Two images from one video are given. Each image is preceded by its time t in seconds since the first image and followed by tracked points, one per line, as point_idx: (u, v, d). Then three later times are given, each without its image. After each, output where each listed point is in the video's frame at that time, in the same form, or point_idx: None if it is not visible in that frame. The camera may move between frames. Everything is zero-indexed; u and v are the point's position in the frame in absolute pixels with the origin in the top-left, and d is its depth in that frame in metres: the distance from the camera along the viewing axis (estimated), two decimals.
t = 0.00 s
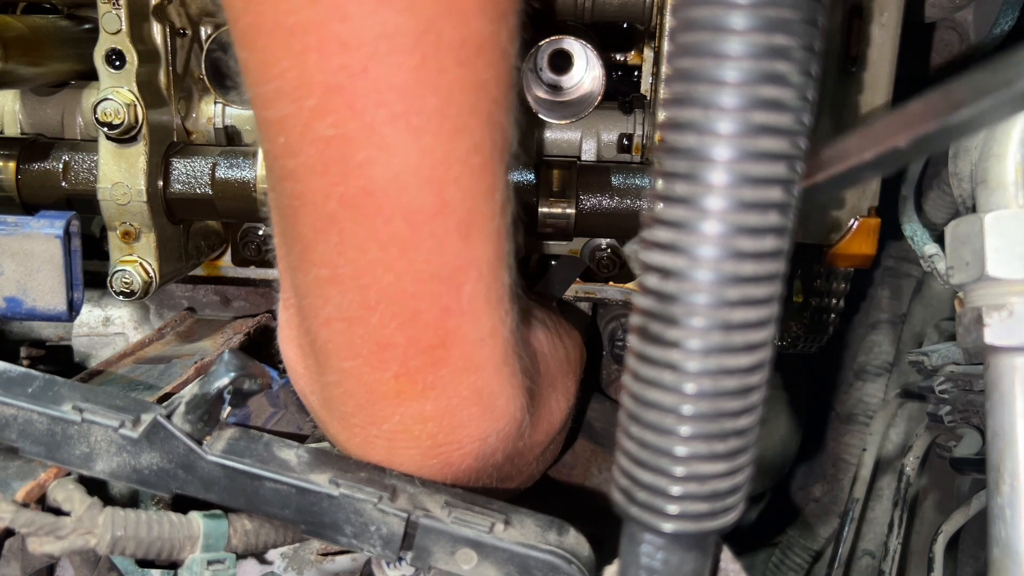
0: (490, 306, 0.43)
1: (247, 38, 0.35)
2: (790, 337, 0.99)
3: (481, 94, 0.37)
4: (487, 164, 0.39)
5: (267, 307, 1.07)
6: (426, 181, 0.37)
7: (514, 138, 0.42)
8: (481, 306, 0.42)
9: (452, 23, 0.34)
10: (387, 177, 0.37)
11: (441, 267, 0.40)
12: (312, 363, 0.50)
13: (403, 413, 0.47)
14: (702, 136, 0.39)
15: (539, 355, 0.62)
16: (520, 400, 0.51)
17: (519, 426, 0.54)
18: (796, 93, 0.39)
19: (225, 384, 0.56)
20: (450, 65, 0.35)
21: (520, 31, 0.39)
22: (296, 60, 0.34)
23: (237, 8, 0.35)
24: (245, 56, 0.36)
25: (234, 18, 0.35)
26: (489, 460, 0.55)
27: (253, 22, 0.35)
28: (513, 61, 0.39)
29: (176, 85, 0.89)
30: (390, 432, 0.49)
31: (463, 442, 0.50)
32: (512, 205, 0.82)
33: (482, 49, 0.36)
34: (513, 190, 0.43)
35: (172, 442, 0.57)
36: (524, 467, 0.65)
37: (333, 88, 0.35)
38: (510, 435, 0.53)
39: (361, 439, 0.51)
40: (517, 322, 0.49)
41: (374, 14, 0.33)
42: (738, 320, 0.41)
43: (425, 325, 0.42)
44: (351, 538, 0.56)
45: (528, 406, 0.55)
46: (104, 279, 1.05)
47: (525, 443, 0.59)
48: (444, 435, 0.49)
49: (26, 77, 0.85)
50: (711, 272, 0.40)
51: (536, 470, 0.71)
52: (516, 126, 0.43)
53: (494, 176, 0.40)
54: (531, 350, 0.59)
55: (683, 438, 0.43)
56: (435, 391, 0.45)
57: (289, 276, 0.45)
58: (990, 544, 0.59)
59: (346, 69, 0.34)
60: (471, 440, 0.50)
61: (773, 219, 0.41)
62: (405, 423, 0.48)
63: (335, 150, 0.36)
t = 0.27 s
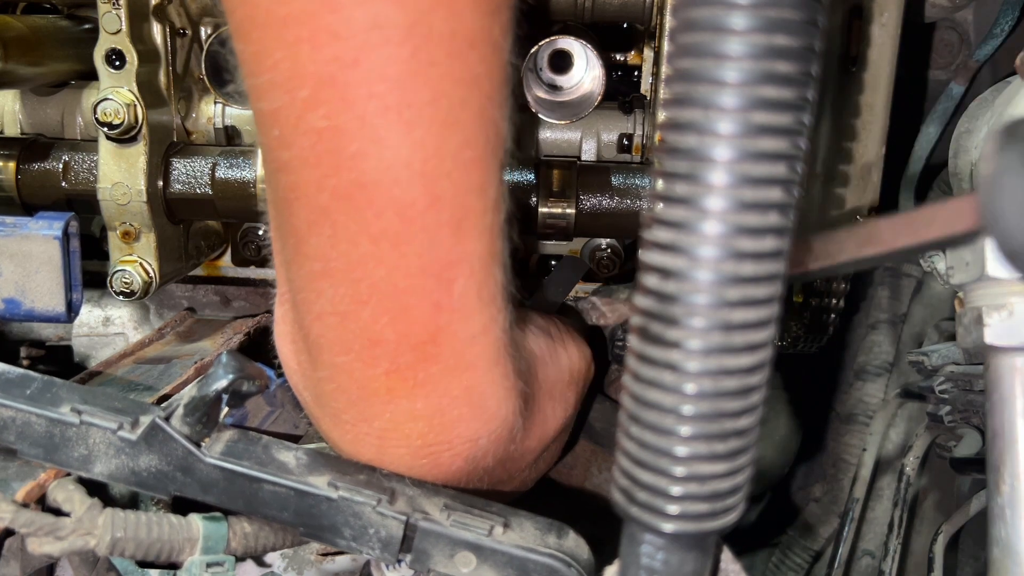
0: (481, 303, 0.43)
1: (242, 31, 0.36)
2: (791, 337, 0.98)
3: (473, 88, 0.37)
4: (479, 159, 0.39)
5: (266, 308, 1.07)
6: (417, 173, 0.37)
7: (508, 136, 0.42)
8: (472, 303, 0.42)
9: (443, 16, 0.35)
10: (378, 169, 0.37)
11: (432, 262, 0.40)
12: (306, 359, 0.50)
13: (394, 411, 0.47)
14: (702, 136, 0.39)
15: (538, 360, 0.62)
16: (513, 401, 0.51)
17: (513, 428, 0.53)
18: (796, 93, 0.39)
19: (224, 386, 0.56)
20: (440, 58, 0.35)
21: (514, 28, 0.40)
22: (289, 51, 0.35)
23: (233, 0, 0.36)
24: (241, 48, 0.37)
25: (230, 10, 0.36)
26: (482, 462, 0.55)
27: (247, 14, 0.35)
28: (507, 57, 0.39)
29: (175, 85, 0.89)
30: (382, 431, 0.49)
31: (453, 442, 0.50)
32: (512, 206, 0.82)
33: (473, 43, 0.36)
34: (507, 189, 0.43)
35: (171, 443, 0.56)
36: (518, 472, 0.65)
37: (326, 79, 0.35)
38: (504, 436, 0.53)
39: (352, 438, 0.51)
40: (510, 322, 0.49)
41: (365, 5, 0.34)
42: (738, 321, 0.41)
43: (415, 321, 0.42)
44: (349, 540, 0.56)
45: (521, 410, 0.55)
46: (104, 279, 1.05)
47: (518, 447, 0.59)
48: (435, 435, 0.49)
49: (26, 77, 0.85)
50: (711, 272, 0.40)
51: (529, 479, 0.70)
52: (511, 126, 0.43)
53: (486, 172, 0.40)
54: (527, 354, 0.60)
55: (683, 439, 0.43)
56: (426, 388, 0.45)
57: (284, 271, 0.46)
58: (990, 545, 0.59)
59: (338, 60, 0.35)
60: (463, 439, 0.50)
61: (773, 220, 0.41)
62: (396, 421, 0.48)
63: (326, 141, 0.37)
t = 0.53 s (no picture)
0: (479, 304, 0.43)
1: (240, 31, 0.36)
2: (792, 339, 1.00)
3: (469, 89, 0.37)
4: (476, 160, 0.39)
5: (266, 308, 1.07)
6: (415, 174, 0.37)
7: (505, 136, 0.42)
8: (470, 303, 0.42)
9: (441, 17, 0.35)
10: (376, 170, 0.37)
11: (430, 262, 0.40)
12: (305, 360, 0.50)
13: (392, 412, 0.47)
14: (703, 136, 0.39)
15: (534, 358, 0.62)
16: (511, 402, 0.51)
17: (511, 429, 0.53)
18: (796, 93, 0.39)
19: (224, 387, 0.56)
20: (437, 58, 0.36)
21: (511, 29, 0.40)
22: (287, 51, 0.35)
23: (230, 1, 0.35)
24: (239, 48, 0.37)
25: (228, 11, 0.36)
26: (481, 463, 0.55)
27: (245, 15, 0.35)
28: (504, 58, 0.39)
29: (175, 85, 0.89)
30: (380, 433, 0.49)
31: (452, 443, 0.50)
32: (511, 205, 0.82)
33: (471, 44, 0.36)
34: (504, 189, 0.43)
35: (171, 445, 0.56)
36: (517, 472, 0.65)
37: (323, 80, 0.35)
38: (502, 437, 0.53)
39: (350, 439, 0.51)
40: (508, 322, 0.49)
41: (363, 6, 0.34)
42: (738, 321, 0.41)
43: (413, 322, 0.42)
44: (349, 542, 0.56)
45: (520, 410, 0.55)
46: (104, 279, 1.05)
47: (516, 448, 0.59)
48: (433, 436, 0.49)
49: (26, 77, 0.85)
50: (711, 273, 0.40)
51: (529, 478, 0.70)
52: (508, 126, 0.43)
53: (483, 173, 0.40)
54: (525, 353, 0.60)
55: (683, 440, 0.43)
56: (424, 389, 0.45)
57: (283, 272, 0.46)
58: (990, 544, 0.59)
59: (335, 61, 0.35)
60: (462, 441, 0.50)
61: (773, 220, 0.41)
62: (394, 423, 0.48)
63: (324, 142, 0.37)
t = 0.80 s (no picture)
0: (477, 302, 0.43)
1: (239, 29, 0.36)
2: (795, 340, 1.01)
3: (466, 87, 0.37)
4: (473, 158, 0.39)
5: (266, 308, 1.07)
6: (412, 173, 0.37)
7: (503, 135, 0.42)
8: (467, 302, 0.42)
9: (437, 14, 0.35)
10: (373, 168, 0.37)
11: (427, 261, 0.40)
12: (304, 359, 0.50)
13: (390, 411, 0.47)
14: (703, 136, 0.39)
15: (533, 356, 0.62)
16: (510, 401, 0.51)
17: (510, 428, 0.53)
18: (797, 93, 0.39)
19: (225, 386, 0.55)
20: (434, 56, 0.36)
21: (508, 27, 0.40)
22: (284, 49, 0.35)
23: None
24: (237, 45, 0.37)
25: (227, 8, 0.36)
26: (480, 462, 0.55)
27: (244, 12, 0.35)
28: (501, 56, 0.39)
29: (175, 85, 0.89)
30: (379, 432, 0.49)
31: (451, 443, 0.50)
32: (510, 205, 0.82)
33: (467, 42, 0.36)
34: (503, 188, 0.43)
35: (171, 444, 0.56)
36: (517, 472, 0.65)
37: (320, 78, 0.35)
38: (501, 436, 0.53)
39: (349, 438, 0.51)
40: (507, 321, 0.49)
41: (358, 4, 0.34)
42: (738, 321, 0.41)
43: (411, 320, 0.42)
44: (349, 541, 0.56)
45: (520, 409, 0.55)
46: (104, 279, 1.05)
47: (517, 446, 0.59)
48: (432, 436, 0.49)
49: (26, 77, 0.85)
50: (711, 272, 0.40)
51: (529, 478, 0.70)
52: (506, 125, 0.43)
53: (481, 171, 0.40)
54: (524, 352, 0.60)
55: (683, 439, 0.43)
56: (423, 389, 0.45)
57: (282, 270, 0.46)
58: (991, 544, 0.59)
59: (332, 58, 0.35)
60: (460, 440, 0.50)
61: (773, 220, 0.41)
62: (393, 422, 0.48)
63: (321, 139, 0.37)
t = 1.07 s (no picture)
0: (475, 301, 0.43)
1: (236, 28, 0.36)
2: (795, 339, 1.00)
3: (462, 85, 0.37)
4: (470, 156, 0.39)
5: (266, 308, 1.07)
6: (409, 171, 0.37)
7: (501, 133, 0.42)
8: (465, 301, 0.42)
9: (433, 13, 0.35)
10: (370, 167, 0.37)
11: (425, 259, 0.40)
12: (303, 358, 0.50)
13: (389, 410, 0.47)
14: (702, 135, 0.39)
15: (532, 355, 0.62)
16: (509, 400, 0.51)
17: (509, 428, 0.53)
18: (796, 93, 0.39)
19: (224, 386, 0.56)
20: (430, 55, 0.35)
21: (505, 25, 0.40)
22: (281, 47, 0.35)
23: None
24: (235, 45, 0.37)
25: (225, 8, 0.36)
26: (479, 462, 0.55)
27: (241, 11, 0.35)
28: (498, 54, 0.39)
29: (175, 85, 0.89)
30: (378, 431, 0.49)
31: (450, 442, 0.50)
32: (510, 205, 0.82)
33: (464, 41, 0.36)
34: (501, 187, 0.43)
35: (171, 444, 0.56)
36: (517, 471, 0.65)
37: (317, 76, 0.35)
38: (500, 436, 0.53)
39: (349, 437, 0.51)
40: (505, 320, 0.49)
41: (355, 3, 0.34)
42: (738, 321, 0.41)
43: (409, 319, 0.42)
44: (349, 541, 0.56)
45: (519, 408, 0.55)
46: (104, 279, 1.05)
47: (516, 446, 0.59)
48: (431, 435, 0.49)
49: (26, 77, 0.85)
50: (711, 272, 0.40)
51: (530, 477, 0.70)
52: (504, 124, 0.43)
53: (478, 170, 0.40)
54: (524, 352, 0.60)
55: (683, 439, 0.43)
56: (421, 388, 0.45)
57: (281, 270, 0.46)
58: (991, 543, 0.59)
59: (329, 57, 0.35)
60: (459, 439, 0.50)
61: (773, 220, 0.41)
62: (392, 421, 0.48)
63: (319, 138, 0.37)
